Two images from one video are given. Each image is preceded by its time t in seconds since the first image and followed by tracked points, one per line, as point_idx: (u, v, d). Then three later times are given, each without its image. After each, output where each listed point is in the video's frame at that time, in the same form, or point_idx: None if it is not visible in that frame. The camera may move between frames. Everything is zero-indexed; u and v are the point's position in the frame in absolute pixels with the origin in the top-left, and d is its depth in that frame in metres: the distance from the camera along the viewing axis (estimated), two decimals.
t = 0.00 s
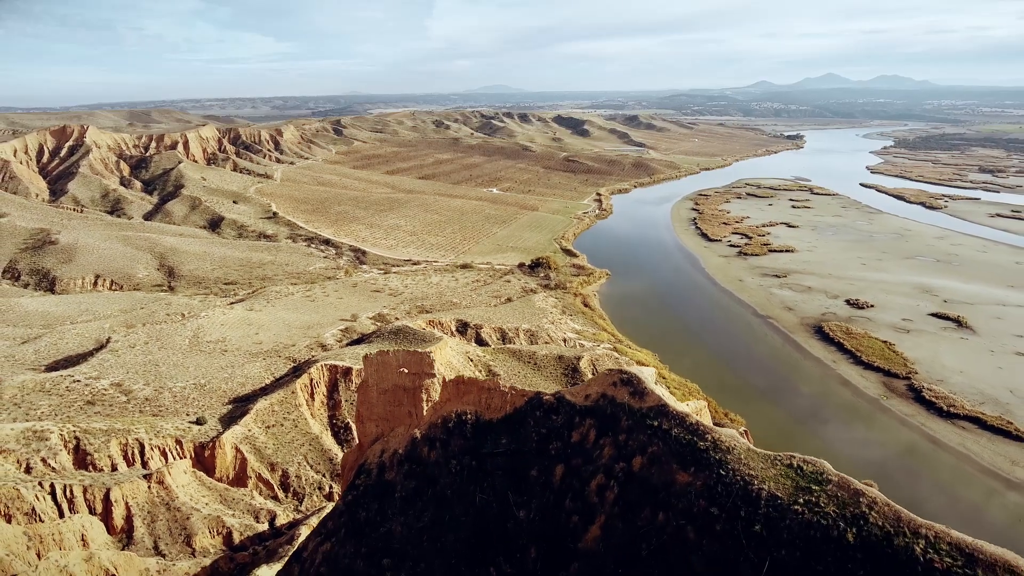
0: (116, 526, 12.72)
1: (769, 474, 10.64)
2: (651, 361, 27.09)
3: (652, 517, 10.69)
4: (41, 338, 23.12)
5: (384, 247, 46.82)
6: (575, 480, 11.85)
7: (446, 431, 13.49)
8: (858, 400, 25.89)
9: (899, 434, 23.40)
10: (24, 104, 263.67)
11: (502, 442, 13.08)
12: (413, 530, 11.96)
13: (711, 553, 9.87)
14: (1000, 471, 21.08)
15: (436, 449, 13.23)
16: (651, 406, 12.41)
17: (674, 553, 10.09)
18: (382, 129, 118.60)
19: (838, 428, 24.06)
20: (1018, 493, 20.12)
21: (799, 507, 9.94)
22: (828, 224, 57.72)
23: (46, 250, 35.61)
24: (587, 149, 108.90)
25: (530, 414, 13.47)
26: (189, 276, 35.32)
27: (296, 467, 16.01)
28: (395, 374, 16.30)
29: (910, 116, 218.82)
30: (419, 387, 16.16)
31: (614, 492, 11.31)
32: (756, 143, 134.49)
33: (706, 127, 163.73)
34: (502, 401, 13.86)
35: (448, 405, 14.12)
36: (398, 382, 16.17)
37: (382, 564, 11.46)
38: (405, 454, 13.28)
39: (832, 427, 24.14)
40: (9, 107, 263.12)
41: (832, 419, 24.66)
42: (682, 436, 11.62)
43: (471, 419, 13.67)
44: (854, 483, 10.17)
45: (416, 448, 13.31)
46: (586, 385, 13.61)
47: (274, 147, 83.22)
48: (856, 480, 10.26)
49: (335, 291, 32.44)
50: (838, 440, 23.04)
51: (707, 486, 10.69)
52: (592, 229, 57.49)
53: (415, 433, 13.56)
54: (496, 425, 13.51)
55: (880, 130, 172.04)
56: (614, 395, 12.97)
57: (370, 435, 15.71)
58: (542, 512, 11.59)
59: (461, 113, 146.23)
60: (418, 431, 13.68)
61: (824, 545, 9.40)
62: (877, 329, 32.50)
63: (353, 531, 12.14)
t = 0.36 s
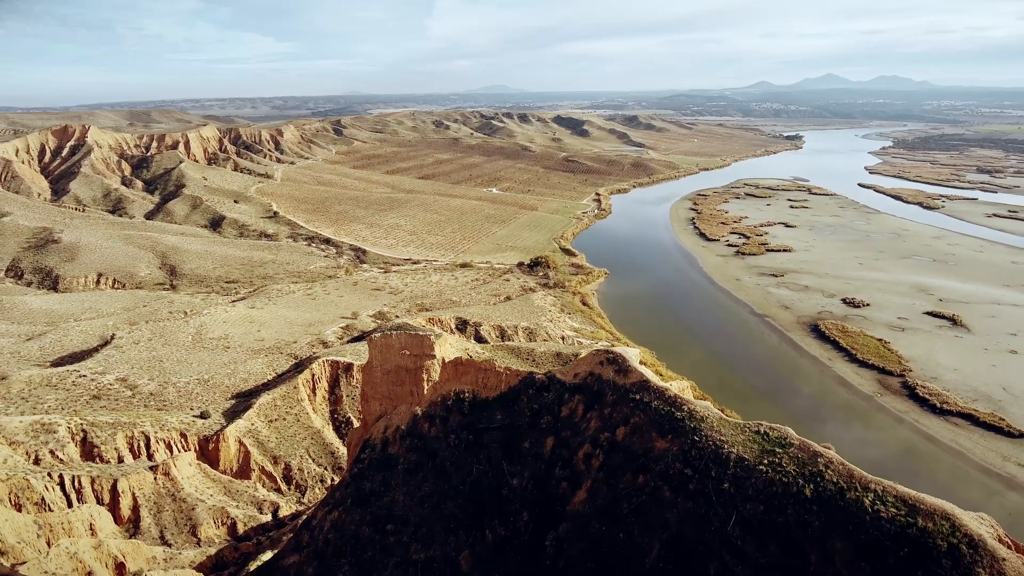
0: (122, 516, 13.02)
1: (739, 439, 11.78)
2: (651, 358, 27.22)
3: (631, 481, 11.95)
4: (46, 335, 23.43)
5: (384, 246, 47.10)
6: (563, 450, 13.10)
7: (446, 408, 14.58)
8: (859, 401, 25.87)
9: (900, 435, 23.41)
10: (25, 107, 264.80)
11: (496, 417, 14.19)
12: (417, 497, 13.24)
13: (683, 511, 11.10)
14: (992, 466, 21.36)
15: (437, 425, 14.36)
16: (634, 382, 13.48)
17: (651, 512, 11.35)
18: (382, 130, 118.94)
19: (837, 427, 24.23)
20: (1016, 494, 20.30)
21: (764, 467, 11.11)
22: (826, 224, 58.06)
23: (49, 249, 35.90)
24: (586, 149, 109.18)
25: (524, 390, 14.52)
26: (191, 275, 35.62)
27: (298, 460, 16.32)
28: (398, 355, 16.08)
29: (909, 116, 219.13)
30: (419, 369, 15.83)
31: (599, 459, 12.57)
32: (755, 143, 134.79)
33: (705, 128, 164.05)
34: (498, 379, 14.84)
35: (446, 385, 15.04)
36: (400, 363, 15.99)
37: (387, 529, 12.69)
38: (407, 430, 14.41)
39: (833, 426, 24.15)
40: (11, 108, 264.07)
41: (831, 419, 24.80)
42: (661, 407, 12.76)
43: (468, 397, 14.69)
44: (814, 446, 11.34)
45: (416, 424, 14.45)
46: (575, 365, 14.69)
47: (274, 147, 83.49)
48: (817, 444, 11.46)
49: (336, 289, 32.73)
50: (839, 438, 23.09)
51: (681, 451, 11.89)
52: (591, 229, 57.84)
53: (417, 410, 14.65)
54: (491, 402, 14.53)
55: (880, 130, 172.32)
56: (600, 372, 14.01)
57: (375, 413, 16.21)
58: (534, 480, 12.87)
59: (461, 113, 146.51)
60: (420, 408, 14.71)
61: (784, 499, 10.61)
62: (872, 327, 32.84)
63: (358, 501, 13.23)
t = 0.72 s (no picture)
0: (129, 507, 13.33)
1: (715, 411, 12.33)
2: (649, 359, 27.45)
3: (616, 450, 12.36)
4: (51, 332, 23.74)
5: (384, 245, 47.42)
6: (554, 424, 13.48)
7: (446, 389, 14.89)
8: (861, 402, 25.81)
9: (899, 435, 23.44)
10: (24, 106, 264.94)
11: (492, 396, 14.54)
12: (417, 469, 13.53)
13: (661, 476, 11.60)
14: (982, 461, 21.71)
15: (438, 404, 14.71)
16: (621, 361, 13.90)
17: (633, 477, 11.79)
18: (381, 130, 119.28)
19: (837, 428, 24.24)
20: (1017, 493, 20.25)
21: (732, 433, 11.73)
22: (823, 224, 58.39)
23: (52, 248, 36.22)
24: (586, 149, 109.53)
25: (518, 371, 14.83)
26: (193, 273, 35.94)
27: (300, 453, 16.58)
28: (400, 340, 16.80)
29: (908, 117, 219.64)
30: (421, 352, 16.52)
31: (587, 431, 12.95)
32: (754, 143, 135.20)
33: (704, 128, 164.47)
34: (494, 362, 15.09)
35: (445, 367, 15.44)
36: (403, 347, 16.69)
37: (389, 500, 13.03)
38: (409, 409, 14.75)
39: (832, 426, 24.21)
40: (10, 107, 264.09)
41: (832, 419, 24.78)
42: (644, 383, 13.20)
43: (466, 377, 15.00)
44: (781, 415, 11.96)
45: (419, 403, 14.80)
46: (566, 348, 15.04)
47: (275, 147, 83.80)
48: (784, 415, 12.06)
49: (336, 288, 33.06)
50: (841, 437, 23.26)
51: (660, 421, 12.40)
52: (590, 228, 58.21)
53: (418, 390, 14.99)
54: (488, 383, 14.83)
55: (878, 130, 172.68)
56: (588, 355, 14.35)
57: (378, 394, 16.76)
58: (527, 453, 13.23)
59: (461, 113, 146.84)
60: (421, 388, 15.08)
61: (754, 463, 11.18)
62: (867, 326, 33.18)
63: (363, 474, 13.63)
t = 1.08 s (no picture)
0: (135, 498, 13.59)
1: (696, 388, 12.57)
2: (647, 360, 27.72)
3: (604, 427, 12.58)
4: (55, 329, 24.01)
5: (384, 244, 47.68)
6: (548, 404, 13.67)
7: (445, 374, 15.09)
8: (861, 402, 25.85)
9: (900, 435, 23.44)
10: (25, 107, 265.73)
11: (488, 380, 14.73)
12: (419, 448, 13.80)
13: (645, 450, 11.89)
14: (974, 456, 21.97)
15: (439, 387, 14.93)
16: (610, 345, 13.97)
17: (619, 451, 12.08)
18: (382, 130, 119.55)
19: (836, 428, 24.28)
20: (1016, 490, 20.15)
21: (710, 407, 12.04)
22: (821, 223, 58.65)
23: (55, 246, 36.49)
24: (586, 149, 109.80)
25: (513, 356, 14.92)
26: (195, 272, 36.20)
27: (302, 447, 16.86)
28: (402, 327, 17.14)
29: (908, 117, 219.94)
30: (422, 337, 16.90)
31: (577, 410, 13.15)
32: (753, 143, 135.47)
33: (704, 128, 164.79)
34: (491, 348, 15.21)
35: (444, 353, 15.55)
36: (404, 333, 17.06)
37: (392, 477, 13.32)
38: (411, 392, 14.95)
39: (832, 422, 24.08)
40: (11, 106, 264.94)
41: (831, 420, 24.83)
42: (630, 364, 13.37)
43: (464, 363, 15.17)
44: (756, 393, 12.23)
45: (420, 387, 14.96)
46: (558, 334, 15.06)
47: (275, 147, 84.03)
48: (758, 391, 12.35)
49: (337, 286, 33.33)
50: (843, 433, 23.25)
51: (644, 397, 12.65)
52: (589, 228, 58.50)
53: (418, 375, 15.20)
54: (485, 367, 15.00)
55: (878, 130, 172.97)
56: (579, 340, 14.41)
57: (383, 379, 17.08)
58: (521, 431, 13.48)
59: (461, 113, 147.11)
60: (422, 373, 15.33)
61: (732, 436, 11.51)
62: (864, 324, 33.46)
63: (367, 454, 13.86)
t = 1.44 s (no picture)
0: (142, 490, 13.90)
1: (679, 367, 12.84)
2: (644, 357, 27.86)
3: (592, 403, 12.90)
4: (59, 326, 24.34)
5: (385, 243, 48.01)
6: (542, 385, 13.97)
7: (443, 358, 15.29)
8: (862, 401, 25.87)
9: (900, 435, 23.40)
10: (25, 107, 266.55)
11: (486, 363, 15.03)
12: (421, 427, 14.12)
13: (628, 423, 12.21)
14: (967, 451, 22.23)
15: (439, 370, 15.13)
16: (599, 329, 14.26)
17: (605, 425, 12.39)
18: (382, 130, 119.94)
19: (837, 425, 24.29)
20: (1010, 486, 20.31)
21: (688, 382, 12.35)
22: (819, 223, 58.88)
23: (58, 245, 36.80)
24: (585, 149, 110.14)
25: (511, 342, 15.20)
26: (197, 270, 36.52)
27: (305, 441, 17.16)
28: (405, 313, 17.20)
29: (908, 117, 220.41)
30: (423, 324, 16.98)
31: (567, 389, 13.43)
32: (753, 143, 135.89)
33: (703, 128, 165.15)
34: (488, 334, 15.55)
35: (443, 339, 15.78)
36: (407, 320, 17.09)
37: (395, 454, 13.64)
38: (412, 374, 15.21)
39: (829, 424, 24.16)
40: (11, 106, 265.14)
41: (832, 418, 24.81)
42: (616, 346, 13.63)
43: (463, 348, 15.41)
44: (734, 370, 12.52)
45: (420, 370, 15.22)
46: (551, 321, 15.36)
47: (276, 147, 84.38)
48: (735, 368, 12.60)
49: (338, 284, 33.67)
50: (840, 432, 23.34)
51: (627, 375, 12.96)
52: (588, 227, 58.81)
53: (420, 358, 15.42)
54: (484, 353, 15.28)
55: (876, 130, 173.34)
56: (568, 326, 14.73)
57: (386, 364, 17.30)
58: (516, 410, 13.82)
59: (461, 113, 147.49)
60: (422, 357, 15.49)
61: (708, 408, 11.78)
62: (860, 322, 33.76)
63: (371, 434, 14.15)
